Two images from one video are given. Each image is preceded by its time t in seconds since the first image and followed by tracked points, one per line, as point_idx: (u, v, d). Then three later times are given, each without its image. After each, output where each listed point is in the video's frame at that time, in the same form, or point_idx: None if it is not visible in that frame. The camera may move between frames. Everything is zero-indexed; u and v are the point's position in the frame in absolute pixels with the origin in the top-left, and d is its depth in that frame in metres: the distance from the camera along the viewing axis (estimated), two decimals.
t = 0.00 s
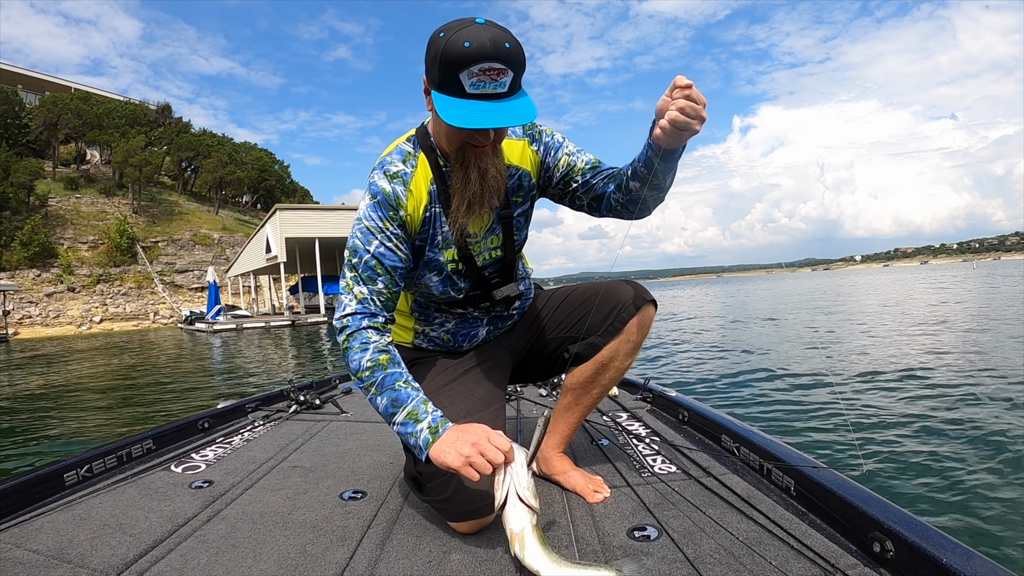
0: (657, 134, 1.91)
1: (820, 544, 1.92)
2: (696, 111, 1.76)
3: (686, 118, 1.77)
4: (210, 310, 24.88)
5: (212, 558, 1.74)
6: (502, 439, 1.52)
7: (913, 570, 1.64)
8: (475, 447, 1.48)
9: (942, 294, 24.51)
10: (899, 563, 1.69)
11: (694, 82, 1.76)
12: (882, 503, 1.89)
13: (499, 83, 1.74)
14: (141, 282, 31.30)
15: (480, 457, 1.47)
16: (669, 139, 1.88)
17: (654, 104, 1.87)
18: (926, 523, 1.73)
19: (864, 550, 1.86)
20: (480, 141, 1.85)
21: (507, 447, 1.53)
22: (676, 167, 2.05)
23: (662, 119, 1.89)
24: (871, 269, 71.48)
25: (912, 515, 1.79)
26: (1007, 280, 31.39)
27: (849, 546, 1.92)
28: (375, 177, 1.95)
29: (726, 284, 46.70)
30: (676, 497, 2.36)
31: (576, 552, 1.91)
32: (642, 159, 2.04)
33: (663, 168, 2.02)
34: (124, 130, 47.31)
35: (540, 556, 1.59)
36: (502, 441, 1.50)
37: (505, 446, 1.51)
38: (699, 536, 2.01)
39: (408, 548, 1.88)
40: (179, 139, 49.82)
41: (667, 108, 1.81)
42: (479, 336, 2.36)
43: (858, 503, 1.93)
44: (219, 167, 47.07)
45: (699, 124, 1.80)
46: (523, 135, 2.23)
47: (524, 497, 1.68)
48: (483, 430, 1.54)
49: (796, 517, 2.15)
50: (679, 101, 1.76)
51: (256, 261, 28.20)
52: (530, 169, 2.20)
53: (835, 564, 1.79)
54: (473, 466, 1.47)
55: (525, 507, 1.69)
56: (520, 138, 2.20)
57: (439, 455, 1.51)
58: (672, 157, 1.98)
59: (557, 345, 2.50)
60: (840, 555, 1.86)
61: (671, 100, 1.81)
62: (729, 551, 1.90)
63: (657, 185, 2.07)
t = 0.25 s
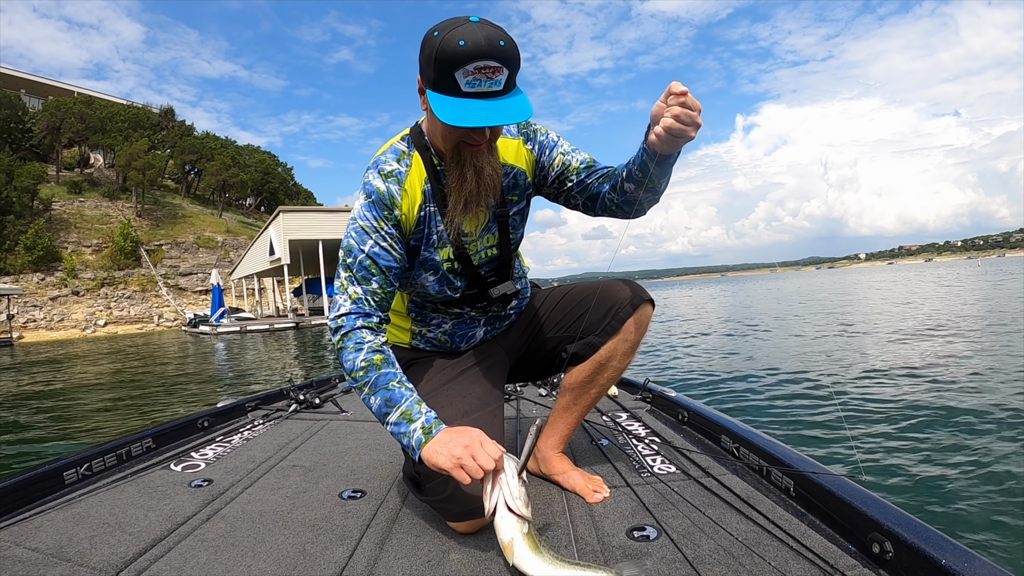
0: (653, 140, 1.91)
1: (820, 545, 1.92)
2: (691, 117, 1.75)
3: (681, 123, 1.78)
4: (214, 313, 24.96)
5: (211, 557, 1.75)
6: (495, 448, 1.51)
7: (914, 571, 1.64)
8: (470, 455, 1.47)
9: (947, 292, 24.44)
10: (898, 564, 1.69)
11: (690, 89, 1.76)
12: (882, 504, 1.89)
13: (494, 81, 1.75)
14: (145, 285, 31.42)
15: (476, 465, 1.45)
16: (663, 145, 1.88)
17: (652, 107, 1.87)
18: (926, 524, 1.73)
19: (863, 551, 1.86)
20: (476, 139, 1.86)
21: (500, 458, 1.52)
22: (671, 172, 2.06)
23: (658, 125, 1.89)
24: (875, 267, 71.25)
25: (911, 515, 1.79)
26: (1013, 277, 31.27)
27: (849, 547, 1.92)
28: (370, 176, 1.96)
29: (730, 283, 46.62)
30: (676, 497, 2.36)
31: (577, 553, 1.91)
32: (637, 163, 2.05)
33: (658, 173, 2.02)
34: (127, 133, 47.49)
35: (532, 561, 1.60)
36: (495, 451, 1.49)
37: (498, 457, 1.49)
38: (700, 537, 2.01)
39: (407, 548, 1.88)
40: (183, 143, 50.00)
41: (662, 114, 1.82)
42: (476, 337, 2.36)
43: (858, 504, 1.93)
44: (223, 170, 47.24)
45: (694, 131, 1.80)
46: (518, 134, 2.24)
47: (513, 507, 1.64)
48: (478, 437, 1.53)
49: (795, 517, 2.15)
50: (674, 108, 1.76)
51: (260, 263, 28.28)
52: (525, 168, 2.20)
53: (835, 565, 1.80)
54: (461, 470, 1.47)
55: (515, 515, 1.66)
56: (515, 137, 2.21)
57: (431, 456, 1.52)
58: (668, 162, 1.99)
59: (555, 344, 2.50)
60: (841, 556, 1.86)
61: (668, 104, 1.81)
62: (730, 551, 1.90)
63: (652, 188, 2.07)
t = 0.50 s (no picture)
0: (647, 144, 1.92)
1: (820, 546, 1.93)
2: (682, 124, 1.77)
3: (673, 127, 1.79)
4: (217, 315, 25.02)
5: (210, 556, 1.77)
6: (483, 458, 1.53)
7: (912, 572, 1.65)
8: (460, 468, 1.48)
9: (952, 288, 24.35)
10: (896, 565, 1.70)
11: (680, 96, 1.77)
12: (881, 506, 1.90)
13: (488, 81, 1.76)
14: (149, 288, 31.53)
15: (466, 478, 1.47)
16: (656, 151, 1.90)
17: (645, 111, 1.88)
18: (924, 526, 1.74)
19: (862, 553, 1.87)
20: (469, 139, 1.87)
21: (490, 468, 1.53)
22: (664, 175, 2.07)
23: (650, 130, 1.91)
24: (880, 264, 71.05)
25: (910, 517, 1.80)
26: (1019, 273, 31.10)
27: (848, 548, 1.92)
28: (364, 178, 1.97)
29: (734, 281, 46.49)
30: (675, 498, 2.38)
31: (576, 553, 1.92)
32: (631, 167, 2.06)
33: (652, 177, 2.04)
34: (129, 137, 47.59)
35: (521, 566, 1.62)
36: (483, 462, 1.50)
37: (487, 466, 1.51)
38: (699, 538, 2.02)
39: (406, 548, 1.89)
40: (185, 146, 50.11)
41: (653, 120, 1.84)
42: (472, 337, 2.37)
43: (857, 505, 1.94)
44: (225, 172, 47.35)
45: (686, 138, 1.82)
46: (513, 134, 2.25)
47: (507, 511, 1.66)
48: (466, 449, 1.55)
49: (795, 519, 2.16)
50: (665, 115, 1.78)
51: (263, 265, 28.34)
52: (520, 168, 2.21)
53: (833, 566, 1.81)
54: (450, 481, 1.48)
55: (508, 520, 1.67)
56: (509, 137, 2.22)
57: (420, 466, 1.54)
58: (660, 167, 2.00)
59: (553, 343, 2.52)
60: (840, 557, 1.87)
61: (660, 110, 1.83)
62: (729, 552, 1.91)
63: (646, 189, 2.09)
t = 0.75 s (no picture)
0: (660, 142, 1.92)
1: (820, 547, 1.93)
2: (699, 119, 1.76)
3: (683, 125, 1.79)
4: (220, 316, 25.09)
5: (210, 556, 1.77)
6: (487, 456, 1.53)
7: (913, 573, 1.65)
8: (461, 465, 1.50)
9: (957, 286, 24.24)
10: (896, 566, 1.71)
11: (695, 90, 1.77)
12: (880, 506, 1.90)
13: (484, 81, 1.76)
14: (152, 288, 31.63)
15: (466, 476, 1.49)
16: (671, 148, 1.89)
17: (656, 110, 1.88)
18: (923, 525, 1.74)
19: (862, 553, 1.87)
20: (467, 140, 1.88)
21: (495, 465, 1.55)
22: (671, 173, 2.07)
23: (664, 127, 1.90)
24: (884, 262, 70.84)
25: (910, 517, 1.80)
26: None
27: (848, 549, 1.93)
28: (362, 179, 1.98)
29: (737, 280, 46.42)
30: (675, 498, 2.38)
31: (577, 554, 1.93)
32: (640, 165, 2.06)
33: (663, 176, 2.04)
34: (132, 138, 47.69)
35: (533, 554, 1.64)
36: (487, 460, 1.51)
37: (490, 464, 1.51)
38: (699, 538, 2.02)
39: (407, 548, 1.90)
40: (188, 147, 50.21)
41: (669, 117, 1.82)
42: (471, 337, 2.38)
43: (856, 506, 1.94)
44: (228, 173, 47.47)
45: (702, 133, 1.82)
46: (511, 134, 2.25)
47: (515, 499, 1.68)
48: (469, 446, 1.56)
49: (795, 519, 2.16)
50: (682, 110, 1.78)
51: (266, 266, 28.39)
52: (519, 168, 2.22)
53: (833, 566, 1.81)
54: (458, 482, 1.51)
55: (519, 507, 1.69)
56: (507, 137, 2.23)
57: (428, 470, 1.57)
58: (671, 166, 2.00)
59: (553, 344, 2.52)
60: (840, 558, 1.87)
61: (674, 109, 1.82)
62: (729, 552, 1.91)
63: (652, 189, 2.09)
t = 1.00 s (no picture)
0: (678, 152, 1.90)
1: (820, 547, 1.91)
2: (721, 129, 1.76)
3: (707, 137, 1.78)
4: (223, 314, 25.13)
5: (211, 557, 1.77)
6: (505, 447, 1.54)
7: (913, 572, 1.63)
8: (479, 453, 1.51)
9: (964, 287, 24.08)
10: (897, 565, 1.69)
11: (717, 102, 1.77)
12: (881, 505, 1.89)
13: (490, 82, 1.75)
14: (155, 286, 31.72)
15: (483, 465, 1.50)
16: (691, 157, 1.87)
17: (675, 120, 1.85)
18: (924, 525, 1.73)
19: (863, 553, 1.85)
20: (473, 140, 1.87)
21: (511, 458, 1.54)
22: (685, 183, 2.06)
23: (684, 137, 1.88)
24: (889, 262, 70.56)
25: (910, 516, 1.79)
26: None
27: (848, 548, 1.91)
28: (367, 179, 1.97)
29: (741, 280, 46.29)
30: (676, 498, 2.36)
31: (577, 553, 1.92)
32: (655, 173, 2.04)
33: (678, 184, 2.02)
34: (136, 136, 47.79)
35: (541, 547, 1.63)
36: (505, 453, 1.51)
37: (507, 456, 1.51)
38: (699, 538, 2.01)
39: (407, 548, 1.89)
40: (191, 145, 50.30)
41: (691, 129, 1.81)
42: (473, 338, 2.36)
43: (856, 505, 1.92)
44: (232, 171, 47.55)
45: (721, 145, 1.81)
46: (518, 136, 2.23)
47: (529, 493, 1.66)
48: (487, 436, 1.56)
49: (795, 519, 2.14)
50: (706, 121, 1.77)
51: (269, 264, 28.43)
52: (524, 171, 2.20)
53: (833, 566, 1.79)
54: (477, 474, 1.52)
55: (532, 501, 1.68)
56: (514, 139, 2.21)
57: (448, 461, 1.57)
58: (687, 175, 1.98)
59: (554, 345, 2.51)
60: (841, 558, 1.85)
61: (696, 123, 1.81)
62: (730, 552, 1.90)
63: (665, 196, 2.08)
